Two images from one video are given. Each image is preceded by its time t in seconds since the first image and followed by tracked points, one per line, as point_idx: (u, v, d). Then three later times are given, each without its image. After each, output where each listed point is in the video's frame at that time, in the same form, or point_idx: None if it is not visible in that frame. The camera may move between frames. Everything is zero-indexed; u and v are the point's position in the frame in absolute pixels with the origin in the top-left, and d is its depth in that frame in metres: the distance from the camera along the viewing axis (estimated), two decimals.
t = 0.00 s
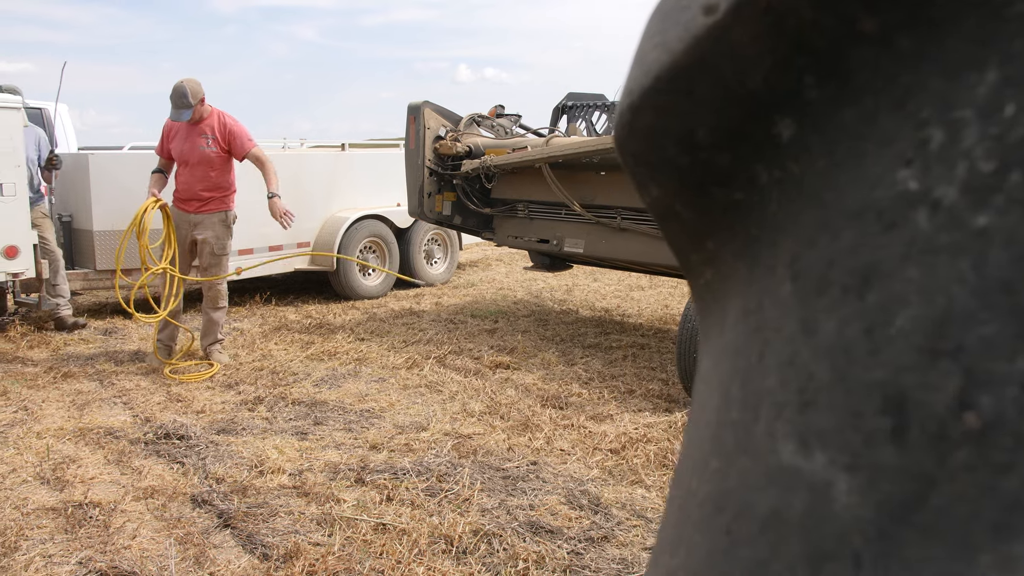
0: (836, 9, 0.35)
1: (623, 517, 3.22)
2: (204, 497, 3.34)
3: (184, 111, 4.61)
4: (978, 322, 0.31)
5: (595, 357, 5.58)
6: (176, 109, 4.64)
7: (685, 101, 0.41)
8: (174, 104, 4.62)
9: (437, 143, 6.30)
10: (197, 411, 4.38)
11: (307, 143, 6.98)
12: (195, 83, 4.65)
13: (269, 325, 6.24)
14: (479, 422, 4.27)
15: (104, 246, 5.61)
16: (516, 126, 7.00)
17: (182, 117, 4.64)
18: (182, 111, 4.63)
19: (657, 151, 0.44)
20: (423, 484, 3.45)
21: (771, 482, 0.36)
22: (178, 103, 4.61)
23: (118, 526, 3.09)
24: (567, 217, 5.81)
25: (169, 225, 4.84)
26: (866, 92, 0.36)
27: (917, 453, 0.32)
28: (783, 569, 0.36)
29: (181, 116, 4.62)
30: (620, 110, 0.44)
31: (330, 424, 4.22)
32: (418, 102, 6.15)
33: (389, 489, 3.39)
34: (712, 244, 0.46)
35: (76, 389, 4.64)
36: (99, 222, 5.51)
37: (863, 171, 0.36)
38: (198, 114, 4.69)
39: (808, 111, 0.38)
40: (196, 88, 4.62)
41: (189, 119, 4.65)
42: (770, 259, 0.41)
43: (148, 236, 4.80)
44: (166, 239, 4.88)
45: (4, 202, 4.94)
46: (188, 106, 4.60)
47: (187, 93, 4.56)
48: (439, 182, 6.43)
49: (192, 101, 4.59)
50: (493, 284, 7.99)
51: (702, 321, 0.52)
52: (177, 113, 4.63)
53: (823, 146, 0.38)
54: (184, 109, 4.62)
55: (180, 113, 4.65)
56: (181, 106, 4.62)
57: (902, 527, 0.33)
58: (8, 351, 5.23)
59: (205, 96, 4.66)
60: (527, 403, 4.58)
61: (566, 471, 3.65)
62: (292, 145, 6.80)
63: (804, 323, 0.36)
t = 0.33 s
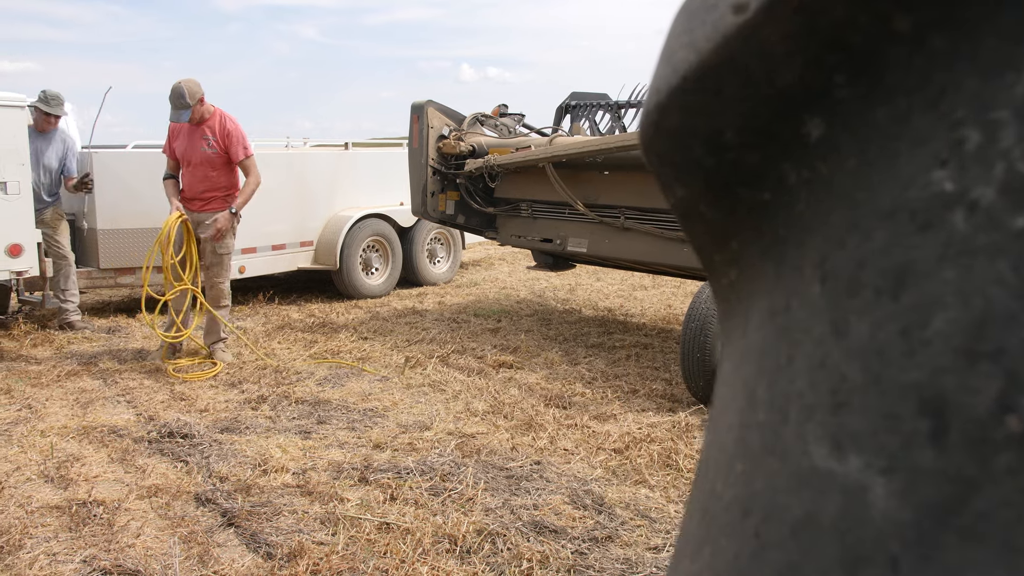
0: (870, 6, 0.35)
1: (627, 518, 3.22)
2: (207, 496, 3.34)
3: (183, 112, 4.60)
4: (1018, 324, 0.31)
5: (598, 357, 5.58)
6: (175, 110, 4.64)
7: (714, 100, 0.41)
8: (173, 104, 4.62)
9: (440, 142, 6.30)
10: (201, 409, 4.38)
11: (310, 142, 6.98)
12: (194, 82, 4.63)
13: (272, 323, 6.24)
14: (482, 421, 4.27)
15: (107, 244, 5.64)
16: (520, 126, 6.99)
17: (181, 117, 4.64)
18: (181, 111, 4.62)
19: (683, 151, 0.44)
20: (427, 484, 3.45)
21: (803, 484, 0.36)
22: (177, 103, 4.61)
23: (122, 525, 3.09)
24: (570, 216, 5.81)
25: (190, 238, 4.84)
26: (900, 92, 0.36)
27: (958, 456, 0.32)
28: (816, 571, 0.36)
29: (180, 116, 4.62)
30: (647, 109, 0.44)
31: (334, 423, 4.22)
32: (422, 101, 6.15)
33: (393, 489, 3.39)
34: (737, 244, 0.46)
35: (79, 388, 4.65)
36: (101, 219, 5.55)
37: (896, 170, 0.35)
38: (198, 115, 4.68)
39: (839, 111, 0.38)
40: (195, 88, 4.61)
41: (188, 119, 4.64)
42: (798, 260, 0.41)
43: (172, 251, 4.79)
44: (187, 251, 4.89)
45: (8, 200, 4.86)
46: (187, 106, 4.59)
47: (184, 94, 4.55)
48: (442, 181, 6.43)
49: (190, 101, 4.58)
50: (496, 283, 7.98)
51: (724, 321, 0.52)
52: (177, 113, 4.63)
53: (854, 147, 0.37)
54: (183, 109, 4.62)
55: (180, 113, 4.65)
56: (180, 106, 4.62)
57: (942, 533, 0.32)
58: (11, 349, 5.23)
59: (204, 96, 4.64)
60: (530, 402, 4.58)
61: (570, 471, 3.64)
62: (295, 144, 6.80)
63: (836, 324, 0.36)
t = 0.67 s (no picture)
0: (906, 6, 0.35)
1: (631, 517, 3.22)
2: (211, 495, 3.34)
3: (179, 115, 4.62)
4: None
5: (601, 357, 5.57)
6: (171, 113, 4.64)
7: (743, 101, 0.40)
8: (169, 107, 4.62)
9: (444, 141, 6.29)
10: (204, 408, 4.38)
11: (313, 142, 6.98)
12: (188, 83, 4.62)
13: (275, 323, 6.24)
14: (486, 421, 4.26)
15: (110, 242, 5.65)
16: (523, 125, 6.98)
17: (177, 120, 4.64)
18: (177, 114, 4.62)
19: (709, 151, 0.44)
20: (430, 483, 3.44)
21: (838, 489, 0.37)
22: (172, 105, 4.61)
23: (126, 523, 3.10)
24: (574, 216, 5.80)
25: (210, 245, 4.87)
26: (935, 94, 0.35)
27: (999, 462, 0.32)
28: None
29: (176, 119, 4.63)
30: (674, 109, 0.44)
31: (337, 423, 4.21)
32: (425, 101, 6.14)
33: (397, 488, 3.39)
34: (763, 245, 0.45)
35: (82, 386, 4.65)
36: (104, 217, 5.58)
37: (932, 172, 0.35)
38: (195, 116, 4.68)
39: (871, 112, 0.38)
40: (189, 90, 4.60)
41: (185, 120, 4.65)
42: (828, 262, 0.40)
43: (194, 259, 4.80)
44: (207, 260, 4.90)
45: (13, 198, 4.85)
46: (182, 108, 4.60)
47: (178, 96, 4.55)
48: (445, 181, 6.42)
49: (184, 104, 4.58)
50: (499, 283, 7.98)
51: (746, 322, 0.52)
52: (172, 116, 4.64)
53: (887, 148, 0.37)
54: (178, 112, 4.62)
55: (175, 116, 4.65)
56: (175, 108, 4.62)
57: (985, 537, 0.33)
58: (15, 347, 5.24)
59: (199, 97, 4.64)
60: (533, 402, 4.57)
61: (573, 471, 3.64)
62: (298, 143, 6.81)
63: (870, 326, 0.36)
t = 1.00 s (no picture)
0: (942, 8, 0.35)
1: (636, 518, 3.21)
2: (215, 494, 3.34)
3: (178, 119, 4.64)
4: None
5: (605, 357, 5.56)
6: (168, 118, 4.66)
7: (776, 101, 0.40)
8: (166, 114, 4.65)
9: (448, 141, 6.28)
10: (208, 407, 4.38)
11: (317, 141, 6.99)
12: (181, 88, 4.65)
13: (279, 322, 6.24)
14: (490, 421, 4.26)
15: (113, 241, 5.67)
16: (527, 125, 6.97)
17: (176, 124, 4.66)
18: (175, 118, 4.65)
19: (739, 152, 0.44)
20: (434, 483, 3.44)
21: (876, 495, 0.37)
22: (169, 111, 4.63)
23: (131, 522, 3.10)
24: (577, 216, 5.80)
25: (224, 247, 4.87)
26: (971, 96, 0.35)
27: None
28: None
29: (175, 124, 4.66)
30: (705, 111, 0.44)
31: (341, 422, 4.21)
32: (429, 101, 6.14)
33: (401, 488, 3.39)
34: (790, 247, 0.45)
35: (87, 385, 4.65)
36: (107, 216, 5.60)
37: (969, 175, 0.35)
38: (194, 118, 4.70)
39: (904, 113, 0.38)
40: (183, 94, 4.63)
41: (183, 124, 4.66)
42: (860, 266, 0.40)
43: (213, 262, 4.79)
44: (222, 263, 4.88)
45: (18, 197, 4.85)
46: (178, 113, 4.62)
47: (174, 101, 4.57)
48: (449, 181, 6.41)
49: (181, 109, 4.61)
50: (503, 283, 7.97)
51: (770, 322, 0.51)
52: (171, 122, 4.65)
53: (921, 151, 0.37)
54: (176, 116, 4.64)
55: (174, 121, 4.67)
56: (172, 114, 4.64)
57: None
58: (20, 345, 5.25)
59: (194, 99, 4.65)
60: (537, 402, 4.57)
61: (577, 471, 3.64)
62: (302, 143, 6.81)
63: (905, 331, 0.37)
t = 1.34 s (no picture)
0: (984, 11, 0.34)
1: (641, 519, 3.21)
2: (220, 494, 3.34)
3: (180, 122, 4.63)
4: None
5: (609, 357, 5.56)
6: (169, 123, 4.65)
7: (809, 103, 0.41)
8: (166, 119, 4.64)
9: (452, 141, 6.27)
10: (213, 407, 4.38)
11: (321, 141, 6.98)
12: (179, 92, 4.63)
13: (283, 322, 6.24)
14: (494, 421, 4.26)
15: (117, 240, 5.68)
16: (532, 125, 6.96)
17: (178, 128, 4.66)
18: (177, 123, 4.64)
19: (772, 154, 0.45)
20: (439, 483, 3.44)
21: (913, 501, 0.37)
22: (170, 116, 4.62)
23: (136, 522, 3.10)
24: (582, 216, 5.80)
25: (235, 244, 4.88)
26: (1012, 98, 0.35)
27: None
28: None
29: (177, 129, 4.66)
30: (739, 113, 0.45)
31: (346, 422, 4.21)
32: (434, 100, 6.13)
33: (406, 488, 3.39)
34: (821, 250, 0.45)
35: (92, 384, 4.66)
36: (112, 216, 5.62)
37: (1010, 180, 0.35)
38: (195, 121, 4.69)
39: (943, 115, 0.37)
40: (182, 98, 4.60)
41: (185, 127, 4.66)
42: (895, 271, 0.40)
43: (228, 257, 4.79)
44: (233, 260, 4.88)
45: (23, 197, 4.85)
46: (179, 117, 4.61)
47: (174, 106, 4.56)
48: (453, 181, 6.40)
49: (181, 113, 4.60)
50: (507, 283, 7.97)
51: (799, 325, 0.52)
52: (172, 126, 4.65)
53: (958, 154, 0.37)
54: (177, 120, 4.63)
55: (175, 125, 4.66)
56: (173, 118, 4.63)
57: None
58: (24, 345, 5.25)
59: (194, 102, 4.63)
60: (542, 402, 4.57)
61: (582, 472, 3.63)
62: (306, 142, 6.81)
63: (944, 336, 0.37)
